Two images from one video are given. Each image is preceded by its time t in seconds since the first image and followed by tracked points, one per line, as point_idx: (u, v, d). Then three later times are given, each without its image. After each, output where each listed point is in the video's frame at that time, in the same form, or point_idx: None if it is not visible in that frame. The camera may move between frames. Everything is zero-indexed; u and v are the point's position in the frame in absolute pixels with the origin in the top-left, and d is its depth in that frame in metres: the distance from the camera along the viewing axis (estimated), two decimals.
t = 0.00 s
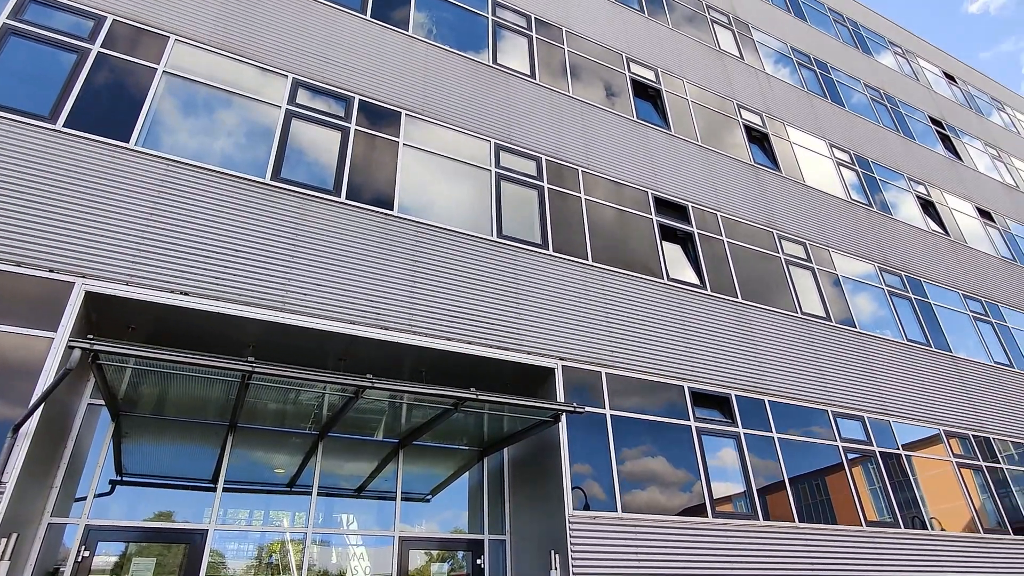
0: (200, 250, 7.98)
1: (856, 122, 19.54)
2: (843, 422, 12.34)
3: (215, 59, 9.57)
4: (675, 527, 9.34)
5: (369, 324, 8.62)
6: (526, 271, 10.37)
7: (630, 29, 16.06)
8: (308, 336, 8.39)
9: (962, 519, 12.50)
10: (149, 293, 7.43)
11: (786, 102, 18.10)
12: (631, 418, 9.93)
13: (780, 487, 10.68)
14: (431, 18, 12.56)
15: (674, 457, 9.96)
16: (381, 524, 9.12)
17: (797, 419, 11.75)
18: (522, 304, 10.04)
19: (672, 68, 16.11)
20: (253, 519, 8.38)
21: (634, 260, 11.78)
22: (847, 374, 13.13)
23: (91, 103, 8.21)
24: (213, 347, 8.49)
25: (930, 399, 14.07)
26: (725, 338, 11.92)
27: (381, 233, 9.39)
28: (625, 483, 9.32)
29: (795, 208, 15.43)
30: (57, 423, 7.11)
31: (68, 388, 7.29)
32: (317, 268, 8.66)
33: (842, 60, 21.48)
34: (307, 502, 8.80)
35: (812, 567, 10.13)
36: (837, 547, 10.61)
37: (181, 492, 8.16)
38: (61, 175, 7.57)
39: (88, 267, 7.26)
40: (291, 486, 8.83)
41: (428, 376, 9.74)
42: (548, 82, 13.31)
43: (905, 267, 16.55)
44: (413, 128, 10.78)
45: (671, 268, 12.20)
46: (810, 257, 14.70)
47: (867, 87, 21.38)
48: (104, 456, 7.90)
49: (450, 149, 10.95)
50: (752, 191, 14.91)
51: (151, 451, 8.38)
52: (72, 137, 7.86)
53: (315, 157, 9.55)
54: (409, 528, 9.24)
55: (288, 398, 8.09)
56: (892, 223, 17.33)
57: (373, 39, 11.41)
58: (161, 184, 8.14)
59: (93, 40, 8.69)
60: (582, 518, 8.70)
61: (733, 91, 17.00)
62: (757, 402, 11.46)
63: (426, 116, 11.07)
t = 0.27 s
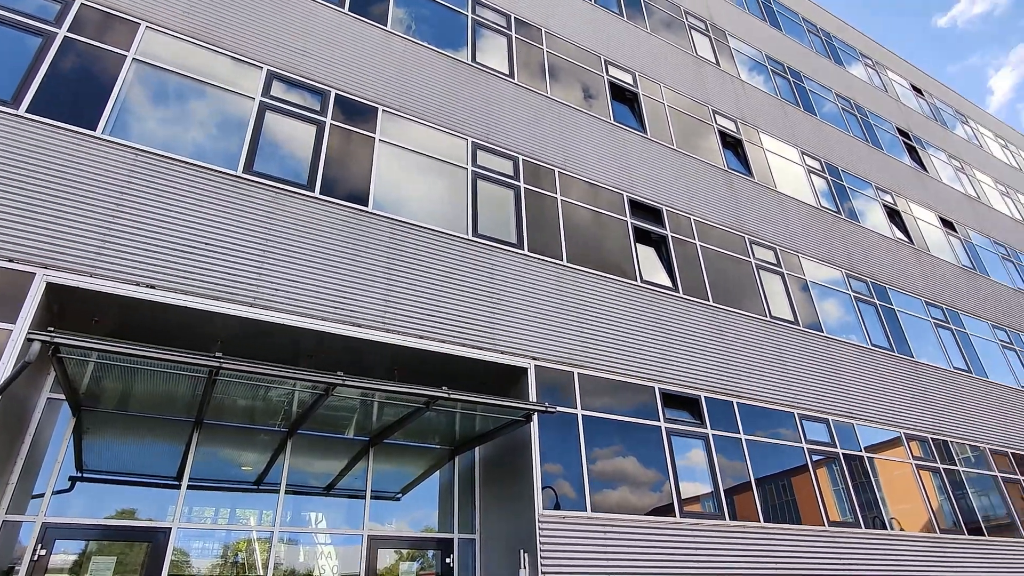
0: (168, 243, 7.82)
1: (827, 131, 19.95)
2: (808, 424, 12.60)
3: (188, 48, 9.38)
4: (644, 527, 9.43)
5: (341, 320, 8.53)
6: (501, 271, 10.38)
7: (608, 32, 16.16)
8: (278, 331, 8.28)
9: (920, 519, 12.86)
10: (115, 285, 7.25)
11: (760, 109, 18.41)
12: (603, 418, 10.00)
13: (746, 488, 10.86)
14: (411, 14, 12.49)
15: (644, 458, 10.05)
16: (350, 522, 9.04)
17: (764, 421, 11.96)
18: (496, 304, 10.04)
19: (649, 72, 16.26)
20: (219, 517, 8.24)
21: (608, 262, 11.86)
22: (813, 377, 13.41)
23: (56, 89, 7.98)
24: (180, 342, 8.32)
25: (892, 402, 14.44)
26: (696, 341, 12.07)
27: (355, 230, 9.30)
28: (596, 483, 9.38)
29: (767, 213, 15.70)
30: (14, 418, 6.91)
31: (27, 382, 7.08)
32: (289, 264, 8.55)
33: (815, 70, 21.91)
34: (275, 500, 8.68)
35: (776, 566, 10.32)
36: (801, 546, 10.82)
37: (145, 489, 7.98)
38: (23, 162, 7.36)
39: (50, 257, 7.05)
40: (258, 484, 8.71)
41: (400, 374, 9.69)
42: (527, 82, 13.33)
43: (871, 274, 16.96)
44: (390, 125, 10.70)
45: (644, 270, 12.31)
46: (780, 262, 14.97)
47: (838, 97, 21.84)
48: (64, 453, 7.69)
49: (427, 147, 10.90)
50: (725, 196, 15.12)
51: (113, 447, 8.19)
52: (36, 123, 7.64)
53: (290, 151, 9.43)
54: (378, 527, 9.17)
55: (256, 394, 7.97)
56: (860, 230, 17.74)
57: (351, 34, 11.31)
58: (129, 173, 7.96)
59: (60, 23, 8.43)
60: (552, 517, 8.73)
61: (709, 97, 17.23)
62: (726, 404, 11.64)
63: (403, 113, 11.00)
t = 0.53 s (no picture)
0: (137, 236, 7.65)
1: (801, 140, 20.33)
2: (777, 427, 12.81)
3: (162, 38, 9.20)
4: (615, 528, 9.50)
5: (313, 318, 8.44)
6: (477, 271, 10.37)
7: (589, 36, 16.26)
8: (249, 328, 8.16)
9: (882, 521, 13.16)
10: (80, 278, 7.07)
11: (736, 117, 18.68)
12: (576, 419, 10.04)
13: (716, 490, 11.00)
14: (391, 10, 12.42)
15: (617, 459, 10.12)
16: (320, 522, 8.94)
17: (735, 424, 12.13)
18: (471, 304, 10.02)
19: (628, 77, 16.40)
20: (186, 516, 8.08)
21: (584, 264, 11.92)
22: (783, 381, 13.64)
23: (22, 76, 7.77)
24: (147, 337, 8.16)
25: (858, 407, 14.76)
26: (669, 344, 12.20)
27: (330, 227, 9.21)
28: (568, 484, 9.42)
29: (740, 219, 15.94)
30: None
31: None
32: (262, 260, 8.43)
33: (790, 79, 22.31)
34: (243, 499, 8.55)
35: (743, 567, 10.47)
36: (768, 547, 11.00)
37: (108, 488, 7.80)
38: None
39: (12, 248, 6.85)
40: (227, 483, 8.56)
41: (374, 373, 9.62)
42: (506, 83, 13.34)
43: (840, 281, 17.32)
44: (368, 121, 10.62)
45: (619, 273, 12.41)
46: (753, 267, 15.21)
47: (812, 107, 22.27)
48: (24, 449, 7.48)
49: (405, 145, 10.84)
50: (701, 201, 15.31)
51: (76, 444, 7.98)
52: None
53: (265, 146, 9.31)
54: (349, 527, 9.09)
55: (226, 391, 7.84)
56: (830, 238, 18.10)
57: (329, 29, 11.21)
58: (98, 164, 7.77)
59: (27, 8, 8.20)
60: (523, 517, 8.74)
61: (686, 103, 17.43)
62: (697, 407, 11.79)
63: (381, 110, 10.94)
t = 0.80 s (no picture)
0: (113, 231, 7.52)
1: (781, 148, 20.60)
2: (753, 431, 12.95)
3: (141, 30, 9.07)
4: (592, 530, 9.53)
5: (292, 317, 8.36)
6: (459, 272, 10.35)
7: (574, 40, 16.33)
8: (226, 326, 8.05)
9: (854, 525, 13.36)
10: (52, 273, 6.93)
11: (718, 123, 18.87)
12: (555, 422, 10.06)
13: (693, 493, 11.08)
14: (376, 9, 12.36)
15: (595, 461, 10.15)
16: (296, 523, 8.84)
17: (712, 428, 12.24)
18: (452, 305, 10.00)
19: (613, 81, 16.50)
20: (158, 517, 7.95)
21: (565, 267, 11.96)
22: (760, 386, 13.80)
23: None
24: (121, 334, 8.02)
25: (833, 412, 14.98)
26: (649, 348, 12.28)
27: (311, 225, 9.14)
28: (546, 486, 9.43)
29: (721, 225, 16.10)
30: None
31: None
32: (240, 257, 8.33)
33: (771, 88, 22.62)
34: (217, 500, 8.43)
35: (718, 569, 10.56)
36: (743, 550, 11.11)
37: (78, 487, 7.64)
38: None
39: None
40: (200, 483, 8.43)
41: (352, 373, 9.55)
42: (491, 85, 13.35)
43: (817, 287, 17.58)
44: (351, 120, 10.56)
45: (601, 276, 12.47)
46: (732, 273, 15.37)
47: (792, 115, 22.59)
48: None
49: (388, 144, 10.78)
50: (682, 207, 15.44)
51: (45, 443, 7.82)
52: None
53: (245, 142, 9.20)
54: (325, 529, 9.01)
55: (201, 390, 7.74)
56: (808, 245, 18.36)
57: (314, 26, 11.12)
58: (73, 157, 7.63)
59: None
60: (500, 520, 8.74)
61: (670, 109, 17.58)
62: (675, 410, 11.88)
63: (365, 109, 10.88)
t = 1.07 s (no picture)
0: (91, 227, 7.42)
1: (765, 155, 20.82)
2: (734, 435, 13.05)
3: (125, 24, 8.96)
4: (574, 533, 9.54)
5: (273, 316, 8.29)
6: (443, 274, 10.32)
7: (563, 44, 16.39)
8: (206, 325, 7.97)
9: (832, 529, 13.50)
10: (28, 269, 6.82)
11: (704, 130, 19.03)
12: (537, 424, 10.06)
13: (674, 496, 11.14)
14: (364, 8, 12.32)
15: (577, 464, 10.17)
16: (275, 524, 8.76)
17: (693, 432, 12.32)
18: (435, 306, 9.97)
19: (600, 86, 16.58)
20: (134, 517, 7.84)
21: (550, 270, 11.98)
22: (741, 390, 13.91)
23: None
24: (99, 331, 7.90)
25: (813, 417, 15.14)
26: (632, 351, 12.33)
27: (294, 224, 9.08)
28: (528, 489, 9.43)
29: (705, 230, 16.23)
30: None
31: None
32: (221, 255, 8.25)
33: (757, 96, 22.85)
34: (195, 500, 8.32)
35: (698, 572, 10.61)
36: (723, 553, 11.18)
37: (53, 486, 7.51)
38: None
39: None
40: (178, 483, 8.32)
41: (334, 373, 9.48)
42: (479, 86, 13.35)
43: (799, 293, 17.77)
44: (337, 119, 10.51)
45: (585, 280, 12.50)
46: (715, 278, 15.49)
47: (777, 123, 22.85)
48: None
49: (374, 143, 10.74)
50: (667, 212, 15.54)
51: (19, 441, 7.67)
52: None
53: (229, 139, 9.12)
54: (305, 530, 8.93)
55: (180, 389, 7.65)
56: (791, 251, 18.56)
57: (301, 23, 11.07)
58: (52, 151, 7.52)
59: None
60: (482, 522, 8.72)
61: (656, 115, 17.70)
62: (657, 414, 11.94)
63: (351, 108, 10.83)
